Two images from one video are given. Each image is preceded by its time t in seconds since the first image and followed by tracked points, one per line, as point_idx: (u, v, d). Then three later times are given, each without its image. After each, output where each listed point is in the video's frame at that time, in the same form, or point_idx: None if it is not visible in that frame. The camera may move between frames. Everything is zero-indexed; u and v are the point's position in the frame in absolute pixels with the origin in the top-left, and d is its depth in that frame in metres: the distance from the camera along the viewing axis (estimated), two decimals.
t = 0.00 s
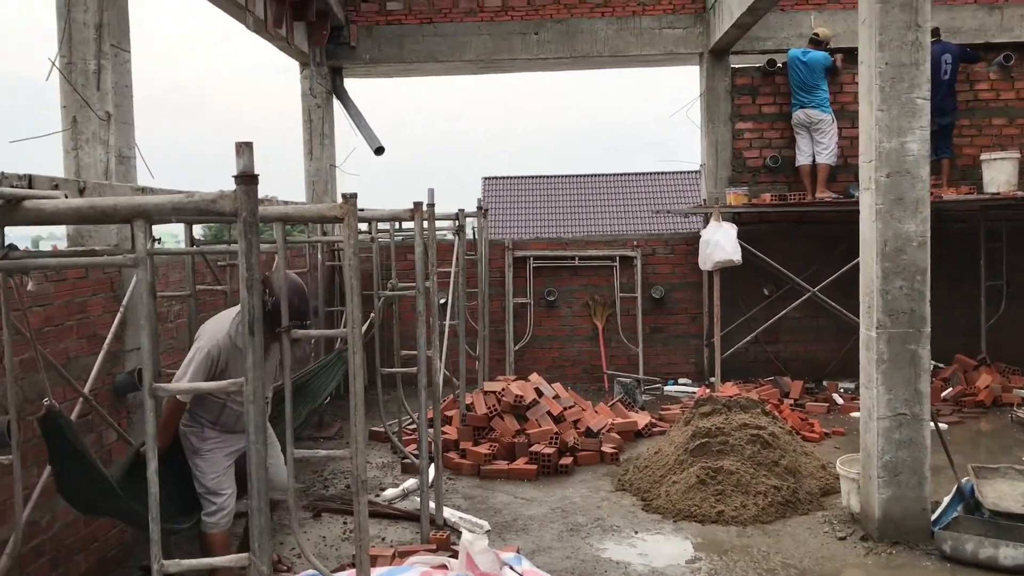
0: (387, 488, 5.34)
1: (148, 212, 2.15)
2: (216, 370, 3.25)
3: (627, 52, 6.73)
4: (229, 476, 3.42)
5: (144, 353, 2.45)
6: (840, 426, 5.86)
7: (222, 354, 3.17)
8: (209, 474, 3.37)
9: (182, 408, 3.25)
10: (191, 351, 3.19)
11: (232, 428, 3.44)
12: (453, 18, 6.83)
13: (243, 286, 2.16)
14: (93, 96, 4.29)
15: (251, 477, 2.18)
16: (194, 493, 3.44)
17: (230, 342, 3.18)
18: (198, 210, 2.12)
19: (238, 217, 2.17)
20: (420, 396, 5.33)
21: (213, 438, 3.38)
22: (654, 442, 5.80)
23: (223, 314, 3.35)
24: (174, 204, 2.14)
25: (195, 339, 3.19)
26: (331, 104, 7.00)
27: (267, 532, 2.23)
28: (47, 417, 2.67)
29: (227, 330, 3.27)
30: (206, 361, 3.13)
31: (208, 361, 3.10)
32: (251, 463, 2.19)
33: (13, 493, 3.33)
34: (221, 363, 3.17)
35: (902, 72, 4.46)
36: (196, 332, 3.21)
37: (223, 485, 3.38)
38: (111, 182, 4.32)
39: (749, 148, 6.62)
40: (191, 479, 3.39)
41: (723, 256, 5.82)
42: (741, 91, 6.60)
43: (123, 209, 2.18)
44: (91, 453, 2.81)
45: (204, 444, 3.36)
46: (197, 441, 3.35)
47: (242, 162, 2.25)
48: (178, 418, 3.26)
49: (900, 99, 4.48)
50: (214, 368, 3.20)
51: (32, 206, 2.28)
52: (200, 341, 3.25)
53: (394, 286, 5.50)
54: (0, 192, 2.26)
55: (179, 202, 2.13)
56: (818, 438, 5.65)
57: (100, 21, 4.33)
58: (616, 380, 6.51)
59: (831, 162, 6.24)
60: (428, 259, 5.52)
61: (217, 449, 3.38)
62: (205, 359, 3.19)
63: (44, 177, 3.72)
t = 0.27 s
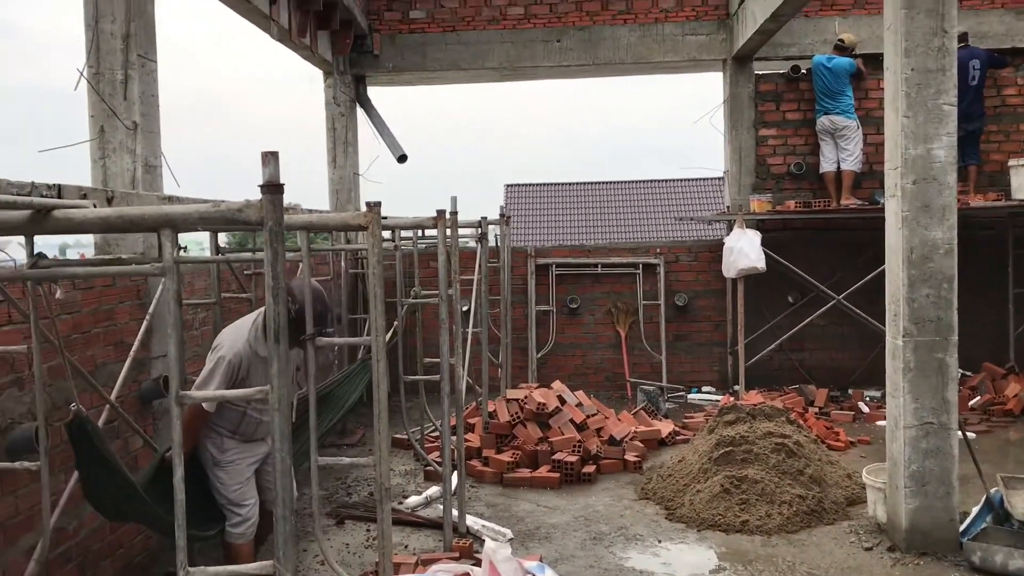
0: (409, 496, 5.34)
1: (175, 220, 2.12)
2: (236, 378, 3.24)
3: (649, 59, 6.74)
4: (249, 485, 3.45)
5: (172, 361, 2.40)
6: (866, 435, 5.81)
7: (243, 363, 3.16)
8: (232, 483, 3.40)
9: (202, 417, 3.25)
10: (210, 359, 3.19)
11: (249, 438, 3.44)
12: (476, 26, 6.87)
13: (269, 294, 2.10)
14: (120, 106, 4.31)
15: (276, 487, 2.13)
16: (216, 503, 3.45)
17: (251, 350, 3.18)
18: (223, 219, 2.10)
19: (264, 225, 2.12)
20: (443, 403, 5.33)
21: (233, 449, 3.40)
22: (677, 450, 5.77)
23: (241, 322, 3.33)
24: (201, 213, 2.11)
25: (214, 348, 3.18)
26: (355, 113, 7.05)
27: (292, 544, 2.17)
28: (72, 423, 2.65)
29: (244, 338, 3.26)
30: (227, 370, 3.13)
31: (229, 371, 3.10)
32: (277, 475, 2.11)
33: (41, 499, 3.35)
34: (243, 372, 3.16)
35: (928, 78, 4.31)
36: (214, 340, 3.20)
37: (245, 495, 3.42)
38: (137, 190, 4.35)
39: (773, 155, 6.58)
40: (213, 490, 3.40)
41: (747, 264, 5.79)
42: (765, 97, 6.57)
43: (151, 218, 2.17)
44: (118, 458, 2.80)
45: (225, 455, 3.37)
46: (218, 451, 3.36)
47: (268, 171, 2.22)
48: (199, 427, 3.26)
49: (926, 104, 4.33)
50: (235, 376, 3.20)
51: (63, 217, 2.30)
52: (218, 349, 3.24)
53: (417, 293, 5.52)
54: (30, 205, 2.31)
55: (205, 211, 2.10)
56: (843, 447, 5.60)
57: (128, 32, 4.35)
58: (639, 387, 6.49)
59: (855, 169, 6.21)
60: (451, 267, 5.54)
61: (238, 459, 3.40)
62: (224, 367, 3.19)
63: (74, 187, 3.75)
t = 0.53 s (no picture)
0: (423, 504, 5.34)
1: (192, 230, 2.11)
2: (249, 386, 3.23)
3: (664, 66, 6.74)
4: (264, 494, 3.46)
5: (189, 369, 2.39)
6: (882, 444, 5.78)
7: (256, 371, 3.16)
8: (246, 492, 3.40)
9: (217, 425, 3.25)
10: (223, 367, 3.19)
11: (264, 445, 3.44)
12: (491, 35, 6.90)
13: (285, 304, 2.09)
14: (138, 114, 4.33)
15: (292, 499, 2.10)
16: (231, 512, 3.45)
17: (264, 357, 3.18)
18: (240, 229, 2.09)
19: (281, 235, 2.11)
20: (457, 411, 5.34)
21: (247, 457, 3.39)
22: (692, 459, 5.76)
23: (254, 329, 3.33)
24: (219, 223, 2.10)
25: (227, 355, 3.18)
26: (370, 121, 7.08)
27: (308, 552, 2.16)
28: (91, 429, 2.66)
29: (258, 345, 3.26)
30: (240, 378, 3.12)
31: (242, 378, 3.09)
32: (293, 483, 2.10)
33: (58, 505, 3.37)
34: (256, 380, 3.15)
35: (944, 86, 4.25)
36: (228, 347, 3.20)
37: (260, 504, 3.42)
38: (155, 199, 4.37)
39: (788, 163, 6.57)
40: (228, 498, 3.40)
41: (761, 272, 5.78)
42: (779, 105, 6.56)
43: (168, 228, 2.15)
44: (136, 464, 2.80)
45: (240, 463, 3.37)
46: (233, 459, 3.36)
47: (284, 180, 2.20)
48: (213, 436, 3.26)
49: (941, 113, 4.28)
50: (248, 384, 3.20)
51: (81, 225, 2.29)
52: (232, 356, 3.24)
53: (432, 301, 5.54)
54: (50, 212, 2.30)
55: (223, 221, 2.10)
56: (858, 456, 5.58)
57: (145, 42, 4.36)
58: (653, 395, 6.48)
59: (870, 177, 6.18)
60: (466, 274, 5.55)
61: (253, 468, 3.39)
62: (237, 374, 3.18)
63: (93, 197, 3.77)
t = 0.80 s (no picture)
0: (433, 514, 5.33)
1: (204, 243, 2.10)
2: (261, 396, 3.22)
3: (673, 76, 6.75)
4: (275, 505, 3.43)
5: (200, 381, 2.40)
6: (894, 455, 5.74)
7: (267, 381, 3.14)
8: (257, 503, 3.38)
9: (228, 434, 3.23)
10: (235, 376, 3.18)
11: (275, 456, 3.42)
12: (501, 45, 6.92)
13: (295, 314, 2.09)
14: (149, 125, 4.35)
15: (301, 511, 2.10)
16: (242, 523, 3.43)
17: (276, 366, 3.15)
18: (252, 241, 2.09)
19: (291, 246, 2.12)
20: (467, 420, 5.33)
21: (259, 468, 3.37)
22: (702, 470, 5.73)
23: (265, 338, 3.32)
24: (230, 234, 2.11)
25: (239, 364, 3.17)
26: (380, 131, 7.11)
27: (318, 562, 2.16)
28: (107, 436, 2.64)
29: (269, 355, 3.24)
30: (251, 388, 3.10)
31: (253, 388, 3.08)
32: (303, 492, 2.10)
33: (68, 515, 3.36)
34: (267, 390, 3.14)
35: (955, 97, 4.22)
36: (240, 357, 3.19)
37: (272, 515, 3.40)
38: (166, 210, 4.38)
39: (798, 173, 6.56)
40: (239, 509, 3.38)
41: (771, 282, 5.77)
42: (789, 115, 6.56)
43: (179, 240, 2.15)
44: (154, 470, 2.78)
45: (251, 474, 3.34)
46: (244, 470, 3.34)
47: (294, 192, 2.19)
48: (224, 445, 3.24)
49: (952, 123, 4.24)
50: (259, 394, 3.18)
51: (92, 237, 2.30)
52: (243, 365, 3.22)
53: (441, 311, 5.53)
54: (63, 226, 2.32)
55: (234, 232, 2.11)
56: (869, 467, 5.55)
57: (157, 53, 4.36)
58: (663, 406, 6.47)
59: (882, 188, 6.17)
60: (475, 284, 5.55)
61: (265, 479, 3.37)
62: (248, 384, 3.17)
63: (104, 208, 3.78)
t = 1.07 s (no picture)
0: (444, 528, 5.32)
1: (219, 260, 2.10)
2: (282, 411, 3.23)
3: (683, 90, 6.76)
4: (293, 517, 3.44)
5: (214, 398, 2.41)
6: (907, 468, 5.72)
7: (290, 397, 3.15)
8: (275, 516, 3.38)
9: (247, 449, 3.24)
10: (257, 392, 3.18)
11: (293, 469, 3.43)
12: (511, 60, 6.95)
13: (308, 332, 2.09)
14: (163, 142, 4.33)
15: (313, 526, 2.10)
16: (259, 535, 3.43)
17: (299, 383, 3.17)
18: (265, 259, 2.10)
19: (304, 264, 2.11)
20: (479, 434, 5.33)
21: (277, 481, 3.37)
22: (713, 483, 5.72)
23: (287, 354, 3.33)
24: (245, 252, 2.10)
25: (262, 380, 3.18)
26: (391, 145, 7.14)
27: None
28: (127, 446, 2.50)
29: (292, 371, 3.25)
30: (273, 405, 3.11)
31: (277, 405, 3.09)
32: (317, 510, 2.09)
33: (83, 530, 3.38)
34: (289, 406, 3.15)
35: (965, 110, 4.18)
36: (263, 373, 3.20)
37: (289, 528, 3.41)
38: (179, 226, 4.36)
39: (808, 185, 6.56)
40: (257, 521, 3.39)
41: (782, 295, 5.76)
42: (799, 128, 6.57)
43: (196, 258, 2.16)
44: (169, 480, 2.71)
45: (270, 487, 3.35)
46: (264, 483, 3.34)
47: (308, 212, 2.18)
48: (242, 459, 3.25)
49: (963, 136, 4.20)
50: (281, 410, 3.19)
51: (108, 254, 2.30)
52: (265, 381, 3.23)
53: (453, 325, 5.55)
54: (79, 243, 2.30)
55: (249, 250, 2.10)
56: (882, 480, 5.53)
57: (170, 70, 4.35)
58: (674, 419, 6.47)
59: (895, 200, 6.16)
60: (486, 298, 5.57)
61: (283, 492, 3.38)
62: (271, 399, 3.17)
63: (120, 227, 3.80)
